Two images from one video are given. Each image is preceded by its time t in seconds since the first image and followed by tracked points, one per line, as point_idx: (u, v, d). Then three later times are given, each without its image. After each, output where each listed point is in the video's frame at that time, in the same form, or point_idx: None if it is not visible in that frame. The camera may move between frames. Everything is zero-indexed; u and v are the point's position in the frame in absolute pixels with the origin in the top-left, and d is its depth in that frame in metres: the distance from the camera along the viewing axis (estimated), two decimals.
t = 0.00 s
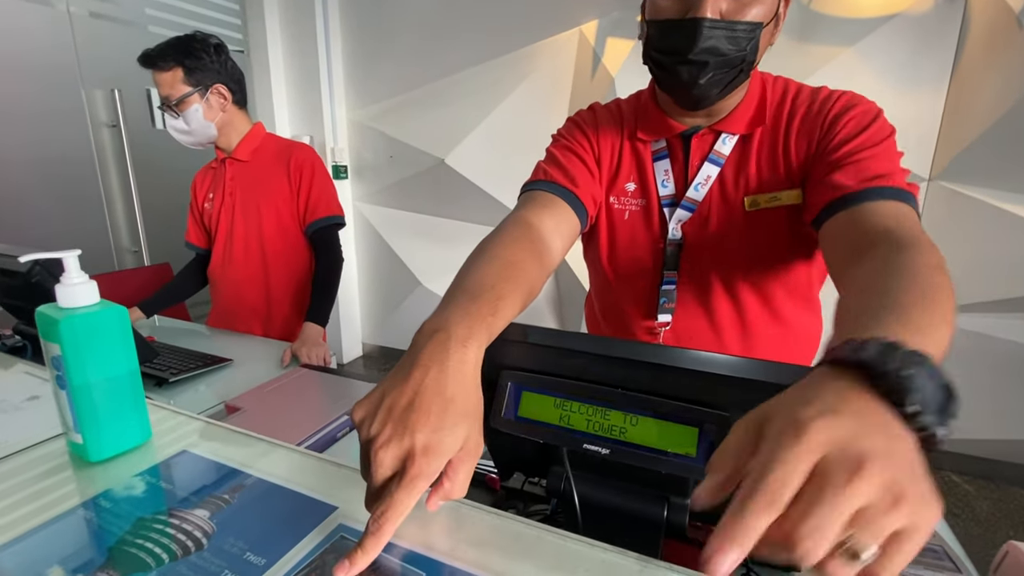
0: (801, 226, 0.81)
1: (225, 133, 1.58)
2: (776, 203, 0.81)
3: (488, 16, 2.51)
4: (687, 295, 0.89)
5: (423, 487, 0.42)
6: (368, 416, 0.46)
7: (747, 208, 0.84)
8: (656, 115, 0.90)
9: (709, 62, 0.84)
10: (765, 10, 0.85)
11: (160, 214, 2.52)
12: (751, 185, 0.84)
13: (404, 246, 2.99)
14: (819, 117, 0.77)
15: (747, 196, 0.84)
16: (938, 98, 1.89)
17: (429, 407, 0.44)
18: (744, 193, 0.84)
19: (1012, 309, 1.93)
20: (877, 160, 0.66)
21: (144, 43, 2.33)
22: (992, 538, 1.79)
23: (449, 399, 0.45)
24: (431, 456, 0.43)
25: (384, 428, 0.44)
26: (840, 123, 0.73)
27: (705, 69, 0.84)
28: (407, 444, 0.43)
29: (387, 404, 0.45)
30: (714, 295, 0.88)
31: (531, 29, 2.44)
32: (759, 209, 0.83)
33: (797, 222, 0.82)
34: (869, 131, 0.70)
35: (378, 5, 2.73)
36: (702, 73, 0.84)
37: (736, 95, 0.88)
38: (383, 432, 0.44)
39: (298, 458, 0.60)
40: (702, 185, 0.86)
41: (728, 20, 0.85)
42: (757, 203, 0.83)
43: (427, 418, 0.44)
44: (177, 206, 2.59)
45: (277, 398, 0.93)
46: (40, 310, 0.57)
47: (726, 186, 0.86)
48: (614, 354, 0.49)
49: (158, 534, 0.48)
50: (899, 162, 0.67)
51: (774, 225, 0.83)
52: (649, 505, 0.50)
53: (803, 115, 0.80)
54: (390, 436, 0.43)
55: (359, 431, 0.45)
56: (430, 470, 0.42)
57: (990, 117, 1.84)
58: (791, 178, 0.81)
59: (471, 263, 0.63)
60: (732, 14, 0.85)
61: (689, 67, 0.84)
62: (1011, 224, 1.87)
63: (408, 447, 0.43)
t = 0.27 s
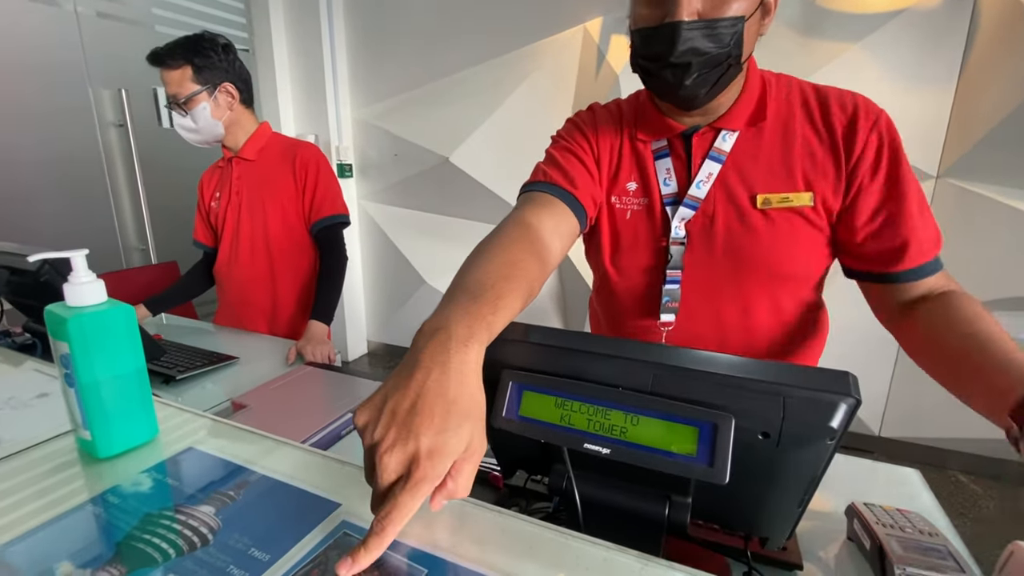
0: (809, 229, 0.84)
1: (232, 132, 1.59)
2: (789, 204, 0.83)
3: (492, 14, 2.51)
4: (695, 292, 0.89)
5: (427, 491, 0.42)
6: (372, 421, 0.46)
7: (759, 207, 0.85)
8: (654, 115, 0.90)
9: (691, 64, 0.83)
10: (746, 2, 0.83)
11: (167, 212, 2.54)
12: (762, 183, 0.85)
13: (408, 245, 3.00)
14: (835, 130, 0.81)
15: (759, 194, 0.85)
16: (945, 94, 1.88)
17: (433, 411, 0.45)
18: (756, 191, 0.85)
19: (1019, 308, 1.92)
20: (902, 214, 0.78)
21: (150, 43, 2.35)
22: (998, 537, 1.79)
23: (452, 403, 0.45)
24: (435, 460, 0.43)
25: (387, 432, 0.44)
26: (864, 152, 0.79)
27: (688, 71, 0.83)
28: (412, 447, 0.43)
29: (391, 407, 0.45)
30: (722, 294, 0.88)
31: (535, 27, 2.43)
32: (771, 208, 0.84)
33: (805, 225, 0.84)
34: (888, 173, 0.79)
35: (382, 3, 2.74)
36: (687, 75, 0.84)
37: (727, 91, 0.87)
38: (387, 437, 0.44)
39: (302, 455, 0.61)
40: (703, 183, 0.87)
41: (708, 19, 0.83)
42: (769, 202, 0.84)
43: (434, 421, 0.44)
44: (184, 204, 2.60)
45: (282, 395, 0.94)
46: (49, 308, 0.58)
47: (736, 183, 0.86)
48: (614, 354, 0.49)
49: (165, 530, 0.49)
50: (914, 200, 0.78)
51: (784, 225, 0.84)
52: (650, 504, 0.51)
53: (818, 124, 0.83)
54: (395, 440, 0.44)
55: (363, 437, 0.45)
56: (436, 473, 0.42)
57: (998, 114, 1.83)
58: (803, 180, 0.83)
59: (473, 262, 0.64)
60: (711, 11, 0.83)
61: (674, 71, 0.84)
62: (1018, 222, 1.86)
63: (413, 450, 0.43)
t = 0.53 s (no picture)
0: (834, 218, 0.84)
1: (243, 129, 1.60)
2: (817, 191, 0.83)
3: (498, 10, 2.50)
4: (722, 283, 0.88)
5: (434, 480, 0.40)
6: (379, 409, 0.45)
7: (789, 194, 0.84)
8: (679, 108, 0.88)
9: (721, 80, 0.83)
10: (772, 12, 0.82)
11: (174, 210, 2.56)
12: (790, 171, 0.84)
13: (414, 242, 3.00)
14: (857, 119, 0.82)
15: (788, 182, 0.83)
16: (955, 90, 1.86)
17: (445, 399, 0.43)
18: (784, 179, 0.84)
19: None
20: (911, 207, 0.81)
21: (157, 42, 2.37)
22: (1006, 537, 1.78)
23: (467, 401, 0.44)
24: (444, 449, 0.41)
25: (397, 418, 0.43)
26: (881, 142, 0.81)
27: (718, 86, 0.84)
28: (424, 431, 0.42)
29: (402, 395, 0.44)
30: (748, 284, 0.87)
31: (540, 23, 2.43)
32: (800, 196, 0.83)
33: (830, 213, 0.84)
34: (900, 165, 0.82)
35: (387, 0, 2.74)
36: (718, 89, 0.84)
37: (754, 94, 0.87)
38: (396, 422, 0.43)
39: (305, 451, 0.61)
40: (733, 173, 0.84)
41: (735, 33, 0.82)
42: (799, 190, 0.83)
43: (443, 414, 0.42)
44: (191, 202, 2.62)
45: (287, 392, 0.94)
46: (56, 305, 0.58)
47: (766, 171, 0.84)
48: (620, 350, 0.49)
49: (170, 525, 0.49)
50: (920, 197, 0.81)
51: (812, 214, 0.84)
52: (653, 502, 0.50)
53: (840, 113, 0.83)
54: (405, 425, 0.42)
55: (369, 423, 0.44)
56: (443, 461, 0.40)
57: (1009, 110, 1.80)
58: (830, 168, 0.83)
59: (478, 261, 0.63)
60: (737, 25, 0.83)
61: (706, 86, 0.84)
62: None
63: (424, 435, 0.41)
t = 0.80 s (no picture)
0: (846, 214, 0.83)
1: (259, 129, 1.60)
2: (829, 186, 0.82)
3: (506, 8, 2.50)
4: (737, 281, 0.87)
5: (594, 325, 0.43)
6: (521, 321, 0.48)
7: (801, 190, 0.83)
8: (701, 103, 0.85)
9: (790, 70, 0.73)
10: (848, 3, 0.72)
11: (185, 209, 2.58)
12: (803, 168, 0.83)
13: (422, 241, 3.01)
14: (864, 115, 0.82)
15: (800, 179, 0.83)
16: (969, 87, 1.83)
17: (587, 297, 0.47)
18: (796, 175, 0.83)
19: None
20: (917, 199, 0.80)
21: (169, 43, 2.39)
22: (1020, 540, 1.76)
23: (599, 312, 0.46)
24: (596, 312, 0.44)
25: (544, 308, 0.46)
26: (887, 137, 0.81)
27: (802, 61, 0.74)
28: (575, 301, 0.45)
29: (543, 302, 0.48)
30: (761, 282, 0.87)
31: (548, 21, 2.42)
32: (812, 191, 0.82)
33: (842, 210, 0.83)
34: (907, 158, 0.81)
35: None
36: (783, 81, 0.75)
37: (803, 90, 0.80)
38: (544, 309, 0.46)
39: (315, 449, 0.62)
40: (755, 171, 0.84)
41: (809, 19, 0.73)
42: (810, 185, 0.82)
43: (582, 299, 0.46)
44: (201, 201, 2.65)
45: (297, 390, 0.95)
46: (71, 304, 0.59)
47: (780, 169, 0.84)
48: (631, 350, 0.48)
49: (184, 521, 0.50)
50: (932, 187, 0.80)
51: (824, 211, 0.83)
52: (663, 503, 0.50)
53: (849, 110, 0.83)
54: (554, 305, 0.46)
55: (516, 324, 0.47)
56: (599, 307, 0.44)
57: None
58: (841, 164, 0.82)
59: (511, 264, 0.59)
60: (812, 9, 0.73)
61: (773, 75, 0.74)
62: None
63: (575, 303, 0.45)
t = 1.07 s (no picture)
0: (871, 208, 0.82)
1: (274, 124, 1.60)
2: (855, 179, 0.80)
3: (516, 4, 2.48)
4: (760, 279, 0.86)
5: (597, 332, 0.43)
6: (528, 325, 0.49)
7: (826, 184, 0.81)
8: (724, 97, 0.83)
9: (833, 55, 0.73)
10: None
11: (198, 206, 2.60)
12: (827, 161, 0.81)
13: (431, 238, 3.01)
14: (887, 107, 0.80)
15: (823, 173, 0.81)
16: (990, 81, 1.79)
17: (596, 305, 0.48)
18: (818, 170, 0.81)
19: None
20: (934, 185, 0.78)
21: (182, 41, 2.41)
22: None
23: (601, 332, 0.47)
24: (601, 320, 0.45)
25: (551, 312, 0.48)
26: (911, 128, 0.79)
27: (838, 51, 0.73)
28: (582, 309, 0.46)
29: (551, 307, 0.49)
30: (784, 279, 0.85)
31: (559, 16, 2.40)
32: (836, 185, 0.81)
33: (867, 204, 0.81)
34: (932, 149, 0.79)
35: None
36: (826, 66, 0.73)
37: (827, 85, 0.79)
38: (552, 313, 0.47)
39: (325, 447, 0.62)
40: (782, 166, 0.82)
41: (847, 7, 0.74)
42: (835, 180, 0.81)
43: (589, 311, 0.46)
44: (214, 198, 2.67)
45: (308, 387, 0.95)
46: (83, 303, 0.59)
47: (804, 163, 0.82)
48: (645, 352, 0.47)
49: (195, 521, 0.50)
50: (959, 177, 0.78)
51: (849, 205, 0.81)
52: (676, 506, 0.50)
53: (874, 101, 0.81)
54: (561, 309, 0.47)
55: (523, 324, 0.48)
56: (605, 316, 0.44)
57: None
58: (866, 156, 0.80)
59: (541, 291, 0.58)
60: None
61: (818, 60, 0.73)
62: None
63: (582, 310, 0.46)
